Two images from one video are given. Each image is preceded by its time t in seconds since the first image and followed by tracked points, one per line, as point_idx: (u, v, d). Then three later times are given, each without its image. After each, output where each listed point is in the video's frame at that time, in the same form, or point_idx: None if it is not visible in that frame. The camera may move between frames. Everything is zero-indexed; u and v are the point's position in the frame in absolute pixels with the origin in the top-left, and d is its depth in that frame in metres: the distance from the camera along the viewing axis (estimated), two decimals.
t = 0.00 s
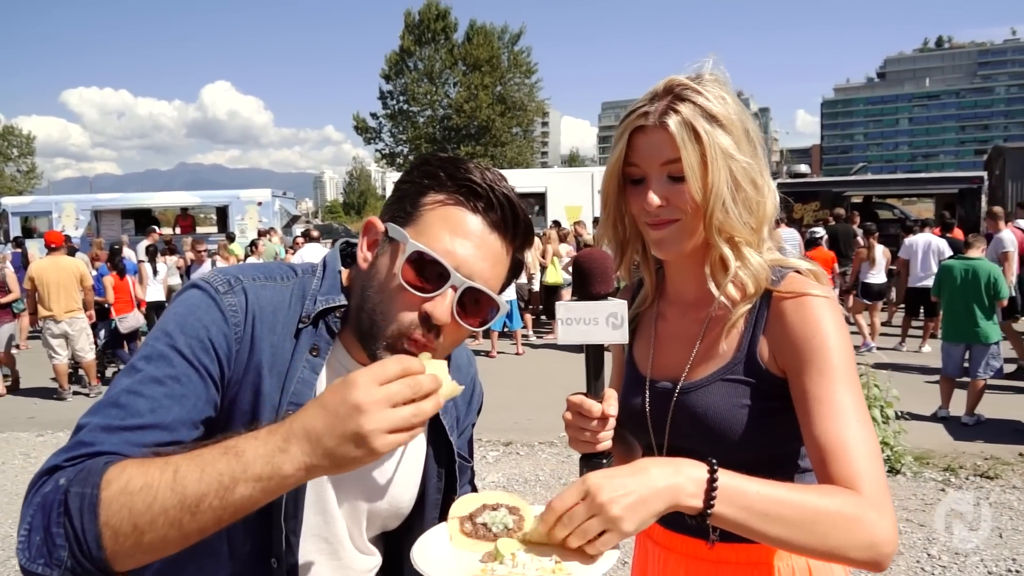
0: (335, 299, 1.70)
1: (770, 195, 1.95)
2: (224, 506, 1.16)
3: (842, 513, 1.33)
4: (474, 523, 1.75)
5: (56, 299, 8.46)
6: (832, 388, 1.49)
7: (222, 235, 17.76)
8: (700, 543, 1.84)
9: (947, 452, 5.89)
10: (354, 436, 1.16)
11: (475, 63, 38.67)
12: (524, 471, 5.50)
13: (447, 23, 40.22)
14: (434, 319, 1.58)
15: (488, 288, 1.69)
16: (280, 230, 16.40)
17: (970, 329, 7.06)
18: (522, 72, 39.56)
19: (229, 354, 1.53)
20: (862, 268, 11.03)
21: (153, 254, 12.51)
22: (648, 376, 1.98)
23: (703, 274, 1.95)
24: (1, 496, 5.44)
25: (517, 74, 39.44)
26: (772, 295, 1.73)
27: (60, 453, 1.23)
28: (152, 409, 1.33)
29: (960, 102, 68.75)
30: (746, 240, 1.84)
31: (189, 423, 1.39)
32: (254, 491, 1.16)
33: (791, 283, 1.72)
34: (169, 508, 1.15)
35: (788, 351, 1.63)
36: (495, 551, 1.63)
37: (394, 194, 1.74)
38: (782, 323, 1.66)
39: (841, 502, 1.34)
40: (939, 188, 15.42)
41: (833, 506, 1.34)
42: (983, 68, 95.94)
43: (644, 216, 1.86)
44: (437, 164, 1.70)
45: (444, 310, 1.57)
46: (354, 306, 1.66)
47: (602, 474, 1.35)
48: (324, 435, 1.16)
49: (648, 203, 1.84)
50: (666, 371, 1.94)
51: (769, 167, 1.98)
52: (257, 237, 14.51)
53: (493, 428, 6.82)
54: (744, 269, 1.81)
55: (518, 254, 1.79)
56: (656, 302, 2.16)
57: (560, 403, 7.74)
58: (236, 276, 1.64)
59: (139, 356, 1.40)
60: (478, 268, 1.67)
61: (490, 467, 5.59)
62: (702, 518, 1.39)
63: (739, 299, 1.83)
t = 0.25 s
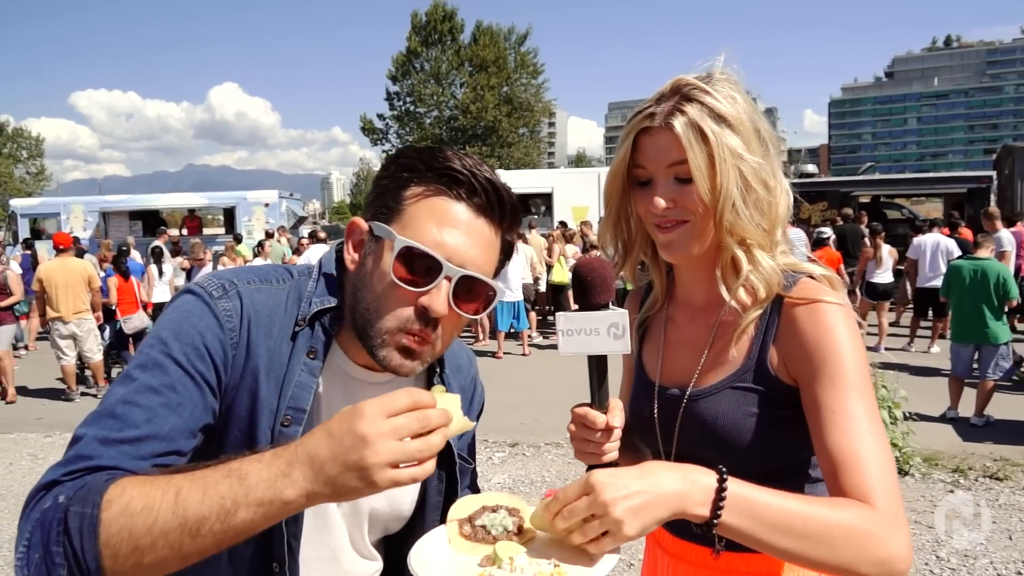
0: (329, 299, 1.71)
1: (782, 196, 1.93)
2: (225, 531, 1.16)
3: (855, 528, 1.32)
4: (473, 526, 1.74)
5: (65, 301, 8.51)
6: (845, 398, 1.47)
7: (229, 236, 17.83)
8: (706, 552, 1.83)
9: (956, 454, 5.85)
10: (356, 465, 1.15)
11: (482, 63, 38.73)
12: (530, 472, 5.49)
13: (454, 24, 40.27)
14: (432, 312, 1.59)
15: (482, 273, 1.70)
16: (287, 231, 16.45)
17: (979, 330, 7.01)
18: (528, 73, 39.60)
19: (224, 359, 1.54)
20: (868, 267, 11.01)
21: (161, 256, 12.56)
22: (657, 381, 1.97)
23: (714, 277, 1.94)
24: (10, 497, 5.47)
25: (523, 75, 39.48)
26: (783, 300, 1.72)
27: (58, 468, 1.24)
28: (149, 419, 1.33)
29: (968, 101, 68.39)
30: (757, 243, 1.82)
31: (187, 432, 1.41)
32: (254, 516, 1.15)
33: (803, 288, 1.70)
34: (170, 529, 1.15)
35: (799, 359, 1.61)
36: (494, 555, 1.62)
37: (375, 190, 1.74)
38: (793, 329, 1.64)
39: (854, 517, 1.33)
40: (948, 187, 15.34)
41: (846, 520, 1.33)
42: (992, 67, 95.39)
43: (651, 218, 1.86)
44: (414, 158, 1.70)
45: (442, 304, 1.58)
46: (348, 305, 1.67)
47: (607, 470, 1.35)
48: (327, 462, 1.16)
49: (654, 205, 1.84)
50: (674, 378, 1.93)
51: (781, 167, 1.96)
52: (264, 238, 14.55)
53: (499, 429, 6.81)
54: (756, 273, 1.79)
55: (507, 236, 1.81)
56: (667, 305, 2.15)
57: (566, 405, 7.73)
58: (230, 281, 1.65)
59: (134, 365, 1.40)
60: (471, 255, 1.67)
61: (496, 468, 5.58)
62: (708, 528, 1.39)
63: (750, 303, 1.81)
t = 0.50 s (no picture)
0: (315, 302, 1.71)
1: (795, 195, 1.90)
2: (217, 548, 1.19)
3: (866, 544, 1.31)
4: (466, 528, 1.74)
5: (70, 301, 8.55)
6: (858, 408, 1.46)
7: (235, 236, 17.89)
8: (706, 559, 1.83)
9: (963, 454, 5.82)
10: (348, 487, 1.17)
11: (487, 63, 38.71)
12: (534, 473, 5.49)
13: (459, 23, 40.25)
14: (426, 298, 1.59)
15: (468, 251, 1.70)
16: (292, 231, 16.48)
17: (986, 330, 6.97)
18: (533, 72, 39.56)
19: (214, 366, 1.55)
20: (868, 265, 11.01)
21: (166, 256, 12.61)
22: (666, 387, 1.97)
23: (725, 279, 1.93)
24: (16, 496, 5.50)
25: (529, 74, 39.46)
26: (795, 305, 1.70)
27: (50, 485, 1.27)
28: (138, 431, 1.35)
29: (976, 100, 68.02)
30: (769, 243, 1.81)
31: (178, 441, 1.43)
32: (247, 533, 1.18)
33: (818, 293, 1.68)
34: (162, 548, 1.18)
35: (811, 365, 1.59)
36: (484, 557, 1.66)
37: (344, 185, 1.71)
38: (806, 335, 1.63)
39: (866, 531, 1.32)
40: (955, 186, 15.26)
41: (858, 534, 1.32)
42: (1000, 64, 94.84)
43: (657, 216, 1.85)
44: (380, 147, 1.67)
45: (434, 288, 1.59)
46: (337, 302, 1.68)
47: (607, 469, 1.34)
48: (320, 481, 1.18)
49: (661, 204, 1.83)
50: (684, 385, 1.92)
51: (796, 167, 1.94)
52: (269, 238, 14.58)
53: (503, 429, 6.81)
54: (769, 276, 1.77)
55: (485, 210, 1.81)
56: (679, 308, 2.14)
57: (570, 405, 7.73)
58: (218, 286, 1.65)
59: (121, 377, 1.41)
60: (455, 233, 1.66)
61: (500, 468, 5.59)
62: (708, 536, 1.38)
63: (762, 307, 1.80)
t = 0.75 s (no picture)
0: (309, 301, 1.73)
1: (808, 201, 1.87)
2: (211, 560, 1.20)
3: (884, 557, 1.30)
4: (465, 533, 1.73)
5: (79, 298, 8.60)
6: (875, 417, 1.43)
7: (242, 235, 17.97)
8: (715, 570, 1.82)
9: (972, 458, 5.78)
10: (344, 502, 1.17)
11: (495, 62, 38.69)
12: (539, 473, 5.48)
13: (468, 22, 40.25)
14: (419, 306, 1.61)
15: (463, 256, 1.70)
16: (300, 229, 16.53)
17: (996, 333, 6.92)
18: (542, 72, 39.54)
19: (207, 366, 1.55)
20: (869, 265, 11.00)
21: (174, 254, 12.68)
22: (683, 398, 1.96)
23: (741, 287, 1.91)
24: (24, 493, 5.53)
25: (537, 74, 39.44)
26: (815, 313, 1.67)
27: (45, 490, 1.28)
28: (130, 434, 1.36)
29: (987, 101, 67.56)
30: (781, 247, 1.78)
31: (173, 443, 1.44)
32: (242, 545, 1.19)
33: (838, 301, 1.64)
34: (158, 560, 1.19)
35: (828, 373, 1.56)
36: (483, 565, 1.63)
37: (335, 186, 1.70)
38: (824, 343, 1.59)
39: (884, 543, 1.30)
40: (965, 187, 15.17)
41: (876, 545, 1.30)
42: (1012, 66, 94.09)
43: (661, 211, 1.82)
44: (370, 150, 1.64)
45: (428, 295, 1.60)
46: (331, 305, 1.68)
47: (624, 452, 1.35)
48: (317, 495, 1.19)
49: (666, 199, 1.79)
50: (701, 398, 1.91)
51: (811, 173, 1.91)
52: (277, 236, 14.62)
53: (508, 429, 6.80)
54: (786, 282, 1.74)
55: (480, 210, 1.79)
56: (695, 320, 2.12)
57: (576, 405, 7.72)
58: (210, 286, 1.66)
59: (115, 380, 1.42)
60: (450, 240, 1.66)
61: (505, 468, 5.57)
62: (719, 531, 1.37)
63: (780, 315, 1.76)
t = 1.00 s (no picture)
0: (292, 300, 1.74)
1: (819, 220, 1.80)
2: None
3: None
4: (460, 541, 1.72)
5: (79, 298, 8.61)
6: (892, 444, 1.40)
7: (244, 235, 17.98)
8: None
9: (973, 462, 5.76)
10: (332, 521, 1.17)
11: (498, 64, 38.66)
12: (540, 476, 5.47)
13: (471, 24, 40.25)
14: (409, 294, 1.61)
15: (449, 241, 1.70)
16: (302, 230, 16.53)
17: (998, 336, 6.90)
18: (544, 74, 39.55)
19: (193, 367, 1.55)
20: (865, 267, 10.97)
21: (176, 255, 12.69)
22: (694, 420, 1.95)
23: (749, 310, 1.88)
24: (24, 493, 5.53)
25: (539, 75, 39.44)
26: (822, 340, 1.62)
27: (34, 502, 1.29)
28: (116, 440, 1.37)
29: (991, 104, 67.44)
30: (777, 272, 1.73)
31: (160, 447, 1.44)
32: (232, 561, 1.19)
33: (849, 328, 1.58)
34: None
35: (840, 400, 1.54)
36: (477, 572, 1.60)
37: (312, 181, 1.70)
38: (835, 371, 1.56)
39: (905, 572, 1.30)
40: (967, 190, 15.15)
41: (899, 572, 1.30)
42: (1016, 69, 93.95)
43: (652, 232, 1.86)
44: (347, 141, 1.64)
45: (418, 282, 1.60)
46: (317, 303, 1.69)
47: (637, 451, 1.35)
48: (306, 513, 1.19)
49: (654, 221, 1.84)
50: (712, 421, 1.88)
51: (825, 191, 1.83)
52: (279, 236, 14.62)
53: (509, 432, 6.80)
54: (783, 308, 1.70)
55: (458, 191, 1.80)
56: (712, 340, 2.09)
57: (576, 408, 7.71)
58: (192, 286, 1.65)
59: (100, 386, 1.42)
60: (435, 225, 1.65)
61: (506, 471, 5.57)
62: (737, 545, 1.36)
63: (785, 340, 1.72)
